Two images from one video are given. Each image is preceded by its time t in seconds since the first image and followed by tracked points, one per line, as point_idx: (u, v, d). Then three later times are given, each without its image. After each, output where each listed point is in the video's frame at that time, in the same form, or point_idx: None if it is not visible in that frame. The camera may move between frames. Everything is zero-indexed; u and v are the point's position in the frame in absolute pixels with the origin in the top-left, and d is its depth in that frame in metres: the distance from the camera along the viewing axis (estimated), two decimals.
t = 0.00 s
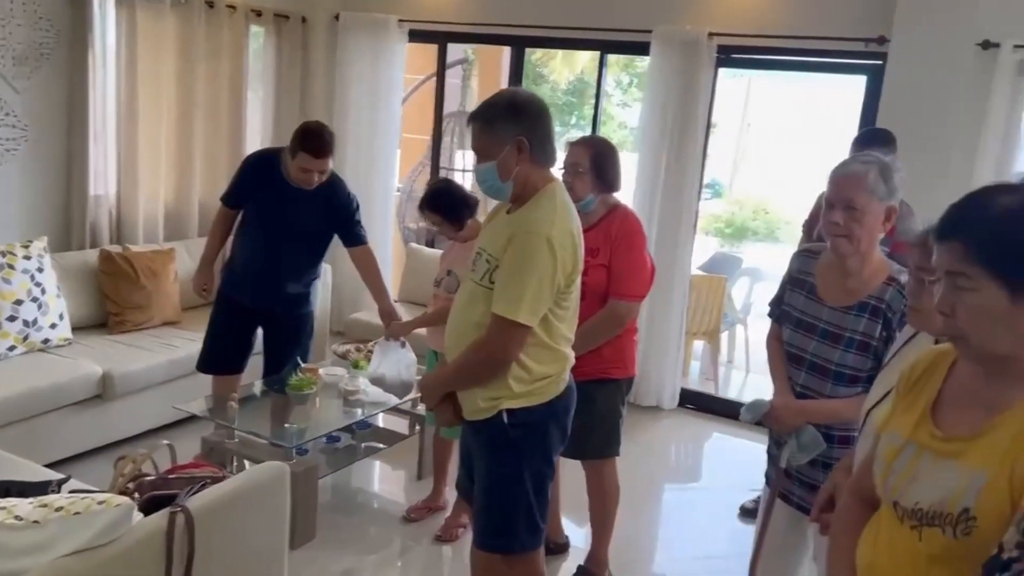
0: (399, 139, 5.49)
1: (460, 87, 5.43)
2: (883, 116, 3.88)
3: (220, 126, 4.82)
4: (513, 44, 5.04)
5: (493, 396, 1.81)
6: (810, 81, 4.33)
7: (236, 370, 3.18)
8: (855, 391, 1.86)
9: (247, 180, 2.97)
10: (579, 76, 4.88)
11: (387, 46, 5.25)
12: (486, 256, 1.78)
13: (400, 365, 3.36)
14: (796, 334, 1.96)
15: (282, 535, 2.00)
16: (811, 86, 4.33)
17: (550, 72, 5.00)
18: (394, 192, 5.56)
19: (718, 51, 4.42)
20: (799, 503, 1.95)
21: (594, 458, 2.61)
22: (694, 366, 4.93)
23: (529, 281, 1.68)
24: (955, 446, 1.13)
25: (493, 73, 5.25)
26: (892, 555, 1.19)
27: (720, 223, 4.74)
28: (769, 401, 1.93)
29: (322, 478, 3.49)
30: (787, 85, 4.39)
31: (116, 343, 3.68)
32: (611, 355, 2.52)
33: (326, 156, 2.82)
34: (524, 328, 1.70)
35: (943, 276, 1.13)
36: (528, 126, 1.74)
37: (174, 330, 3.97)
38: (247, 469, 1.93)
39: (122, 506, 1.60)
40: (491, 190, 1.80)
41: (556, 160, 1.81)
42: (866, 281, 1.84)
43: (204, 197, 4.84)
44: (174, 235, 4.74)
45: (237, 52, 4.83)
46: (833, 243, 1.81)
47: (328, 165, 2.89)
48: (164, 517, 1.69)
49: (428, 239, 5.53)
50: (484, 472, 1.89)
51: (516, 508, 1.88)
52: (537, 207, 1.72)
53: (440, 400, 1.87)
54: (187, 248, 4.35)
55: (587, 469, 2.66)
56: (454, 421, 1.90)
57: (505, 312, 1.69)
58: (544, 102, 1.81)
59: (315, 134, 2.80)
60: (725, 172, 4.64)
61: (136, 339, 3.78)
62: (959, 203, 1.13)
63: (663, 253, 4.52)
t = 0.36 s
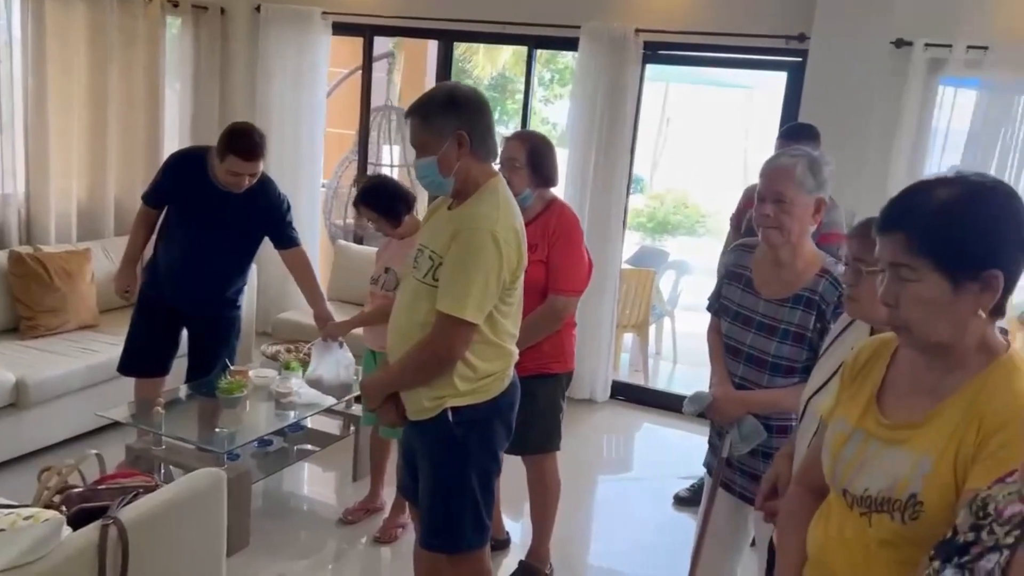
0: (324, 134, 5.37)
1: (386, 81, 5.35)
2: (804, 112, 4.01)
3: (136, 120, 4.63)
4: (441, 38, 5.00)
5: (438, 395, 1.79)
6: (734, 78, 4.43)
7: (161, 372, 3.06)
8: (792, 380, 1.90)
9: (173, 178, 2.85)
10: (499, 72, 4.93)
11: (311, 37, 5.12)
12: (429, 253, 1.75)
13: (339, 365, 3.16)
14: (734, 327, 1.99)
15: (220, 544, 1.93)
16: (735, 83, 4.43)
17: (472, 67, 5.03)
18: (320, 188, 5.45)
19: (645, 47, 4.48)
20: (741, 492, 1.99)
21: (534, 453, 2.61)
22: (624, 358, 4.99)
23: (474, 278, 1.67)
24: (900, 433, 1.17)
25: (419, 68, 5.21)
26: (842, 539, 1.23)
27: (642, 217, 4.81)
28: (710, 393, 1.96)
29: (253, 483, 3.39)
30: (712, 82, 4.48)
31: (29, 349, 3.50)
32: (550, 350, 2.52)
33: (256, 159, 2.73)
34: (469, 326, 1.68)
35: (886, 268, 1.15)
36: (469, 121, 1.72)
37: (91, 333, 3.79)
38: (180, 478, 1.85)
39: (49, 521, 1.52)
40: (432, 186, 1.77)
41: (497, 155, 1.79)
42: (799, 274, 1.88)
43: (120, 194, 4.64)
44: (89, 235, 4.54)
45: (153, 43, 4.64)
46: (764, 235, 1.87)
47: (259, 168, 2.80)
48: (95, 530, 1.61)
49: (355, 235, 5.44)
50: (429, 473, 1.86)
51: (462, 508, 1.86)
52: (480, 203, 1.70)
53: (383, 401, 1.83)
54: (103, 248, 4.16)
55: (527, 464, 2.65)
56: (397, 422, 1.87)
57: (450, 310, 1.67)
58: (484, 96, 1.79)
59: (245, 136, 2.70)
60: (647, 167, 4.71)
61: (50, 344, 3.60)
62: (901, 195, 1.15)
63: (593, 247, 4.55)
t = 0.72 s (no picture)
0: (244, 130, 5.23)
1: (308, 76, 5.23)
2: (725, 109, 4.11)
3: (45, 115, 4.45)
4: (364, 32, 4.93)
5: (372, 395, 1.76)
6: (657, 75, 4.50)
7: (78, 378, 2.94)
8: (717, 370, 1.95)
9: (89, 175, 2.73)
10: (420, 68, 4.90)
11: (228, 30, 4.98)
12: (362, 251, 1.73)
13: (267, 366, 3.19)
14: (660, 320, 2.03)
15: (146, 555, 1.86)
16: (658, 80, 4.51)
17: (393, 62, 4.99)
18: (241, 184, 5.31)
19: (570, 44, 4.51)
20: (672, 482, 2.03)
21: (469, 450, 2.60)
22: (553, 353, 5.02)
23: (409, 278, 1.65)
24: (829, 423, 1.21)
25: (342, 62, 5.13)
26: (775, 527, 1.26)
27: (568, 214, 4.86)
28: (641, 386, 1.98)
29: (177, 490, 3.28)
30: (636, 79, 4.54)
31: None
32: (483, 347, 2.51)
33: (174, 153, 2.63)
34: (406, 324, 1.67)
35: (812, 263, 1.18)
36: (401, 117, 1.70)
37: None
38: (100, 489, 1.77)
39: None
40: (365, 183, 1.74)
41: (430, 151, 1.78)
42: (721, 267, 1.92)
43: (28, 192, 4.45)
44: None
45: (61, 34, 4.45)
46: (684, 225, 1.92)
47: (177, 163, 2.70)
48: (13, 547, 1.52)
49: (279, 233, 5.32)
50: (364, 474, 1.83)
51: (399, 508, 1.83)
52: (413, 200, 1.69)
53: (316, 403, 1.80)
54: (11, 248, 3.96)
55: (461, 461, 2.64)
56: (331, 424, 1.84)
57: (385, 309, 1.65)
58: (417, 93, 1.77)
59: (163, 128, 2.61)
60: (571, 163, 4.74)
61: None
62: (826, 191, 1.18)
63: (522, 243, 4.57)
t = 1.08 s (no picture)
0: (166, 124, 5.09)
1: (231, 69, 5.10)
2: (653, 106, 4.17)
3: None
4: (290, 26, 4.84)
5: (306, 394, 1.73)
6: (586, 72, 4.54)
7: None
8: (643, 360, 1.97)
9: None
10: (347, 62, 4.84)
11: (147, 21, 4.82)
12: (295, 247, 1.70)
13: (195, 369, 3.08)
14: (590, 312, 2.05)
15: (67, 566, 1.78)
16: (587, 77, 4.54)
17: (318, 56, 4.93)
18: (163, 181, 5.15)
19: (500, 40, 4.51)
20: (600, 473, 2.06)
21: (405, 448, 2.59)
22: (487, 350, 5.02)
23: (343, 275, 1.63)
24: (759, 413, 1.24)
25: (266, 56, 5.03)
26: (709, 514, 1.29)
27: (500, 210, 4.87)
28: (572, 379, 2.01)
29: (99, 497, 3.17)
30: (566, 75, 4.57)
31: None
32: (419, 344, 2.50)
33: (76, 122, 2.52)
34: (340, 322, 1.64)
35: (741, 257, 1.21)
36: (333, 111, 1.68)
37: None
38: (18, 498, 1.69)
39: None
40: (297, 177, 1.71)
41: (364, 146, 1.75)
42: (647, 259, 1.96)
43: None
44: None
45: None
46: (611, 215, 1.95)
47: (83, 141, 2.57)
48: None
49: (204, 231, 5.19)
50: (299, 475, 1.80)
51: (334, 509, 1.81)
52: (348, 195, 1.67)
53: (249, 402, 1.77)
54: None
55: (397, 459, 2.62)
56: (264, 424, 1.81)
57: (319, 305, 1.62)
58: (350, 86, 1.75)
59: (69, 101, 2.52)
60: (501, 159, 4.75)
61: None
62: (754, 186, 1.20)
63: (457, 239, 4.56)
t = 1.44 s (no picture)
0: (99, 119, 4.94)
1: (167, 63, 4.97)
2: (598, 105, 4.21)
3: None
4: (228, 19, 4.75)
5: (250, 396, 1.70)
6: (529, 70, 4.55)
7: None
8: (586, 354, 1.99)
9: None
10: (288, 58, 4.76)
11: (78, 13, 4.66)
12: (237, 246, 1.66)
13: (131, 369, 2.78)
14: (532, 308, 2.06)
15: None
16: (531, 75, 4.55)
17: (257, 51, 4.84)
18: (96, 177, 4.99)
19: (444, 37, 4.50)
20: (543, 469, 2.07)
21: (351, 449, 2.56)
22: (433, 348, 5.00)
23: (286, 275, 1.60)
24: (704, 409, 1.26)
25: (204, 50, 4.92)
26: (657, 509, 1.31)
27: (445, 209, 4.86)
28: (514, 374, 2.02)
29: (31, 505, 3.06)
30: (510, 73, 4.57)
31: None
32: (366, 343, 2.47)
33: None
34: (282, 322, 1.62)
35: (685, 254, 1.23)
36: (275, 107, 1.64)
37: None
38: None
39: None
40: (239, 175, 1.67)
41: (308, 142, 1.72)
42: (587, 254, 1.97)
43: None
44: None
45: None
46: (553, 210, 1.96)
47: None
48: None
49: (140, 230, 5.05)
50: (242, 478, 1.76)
51: (279, 512, 1.77)
52: (291, 193, 1.64)
53: (190, 404, 1.74)
54: None
55: (343, 459, 2.59)
56: (205, 427, 1.77)
57: (262, 305, 1.59)
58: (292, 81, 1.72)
59: None
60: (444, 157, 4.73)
61: None
62: (697, 184, 1.22)
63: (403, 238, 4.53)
